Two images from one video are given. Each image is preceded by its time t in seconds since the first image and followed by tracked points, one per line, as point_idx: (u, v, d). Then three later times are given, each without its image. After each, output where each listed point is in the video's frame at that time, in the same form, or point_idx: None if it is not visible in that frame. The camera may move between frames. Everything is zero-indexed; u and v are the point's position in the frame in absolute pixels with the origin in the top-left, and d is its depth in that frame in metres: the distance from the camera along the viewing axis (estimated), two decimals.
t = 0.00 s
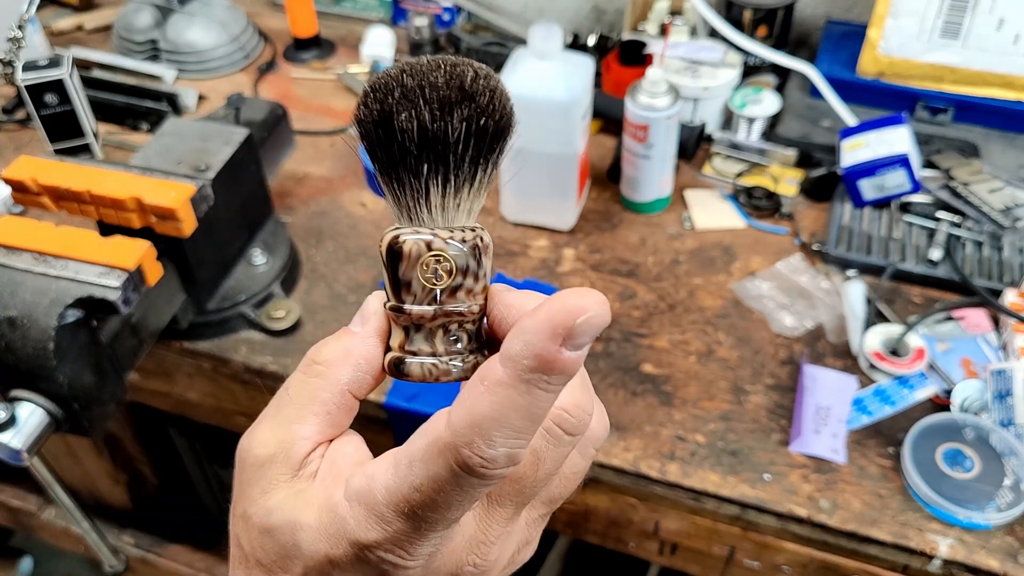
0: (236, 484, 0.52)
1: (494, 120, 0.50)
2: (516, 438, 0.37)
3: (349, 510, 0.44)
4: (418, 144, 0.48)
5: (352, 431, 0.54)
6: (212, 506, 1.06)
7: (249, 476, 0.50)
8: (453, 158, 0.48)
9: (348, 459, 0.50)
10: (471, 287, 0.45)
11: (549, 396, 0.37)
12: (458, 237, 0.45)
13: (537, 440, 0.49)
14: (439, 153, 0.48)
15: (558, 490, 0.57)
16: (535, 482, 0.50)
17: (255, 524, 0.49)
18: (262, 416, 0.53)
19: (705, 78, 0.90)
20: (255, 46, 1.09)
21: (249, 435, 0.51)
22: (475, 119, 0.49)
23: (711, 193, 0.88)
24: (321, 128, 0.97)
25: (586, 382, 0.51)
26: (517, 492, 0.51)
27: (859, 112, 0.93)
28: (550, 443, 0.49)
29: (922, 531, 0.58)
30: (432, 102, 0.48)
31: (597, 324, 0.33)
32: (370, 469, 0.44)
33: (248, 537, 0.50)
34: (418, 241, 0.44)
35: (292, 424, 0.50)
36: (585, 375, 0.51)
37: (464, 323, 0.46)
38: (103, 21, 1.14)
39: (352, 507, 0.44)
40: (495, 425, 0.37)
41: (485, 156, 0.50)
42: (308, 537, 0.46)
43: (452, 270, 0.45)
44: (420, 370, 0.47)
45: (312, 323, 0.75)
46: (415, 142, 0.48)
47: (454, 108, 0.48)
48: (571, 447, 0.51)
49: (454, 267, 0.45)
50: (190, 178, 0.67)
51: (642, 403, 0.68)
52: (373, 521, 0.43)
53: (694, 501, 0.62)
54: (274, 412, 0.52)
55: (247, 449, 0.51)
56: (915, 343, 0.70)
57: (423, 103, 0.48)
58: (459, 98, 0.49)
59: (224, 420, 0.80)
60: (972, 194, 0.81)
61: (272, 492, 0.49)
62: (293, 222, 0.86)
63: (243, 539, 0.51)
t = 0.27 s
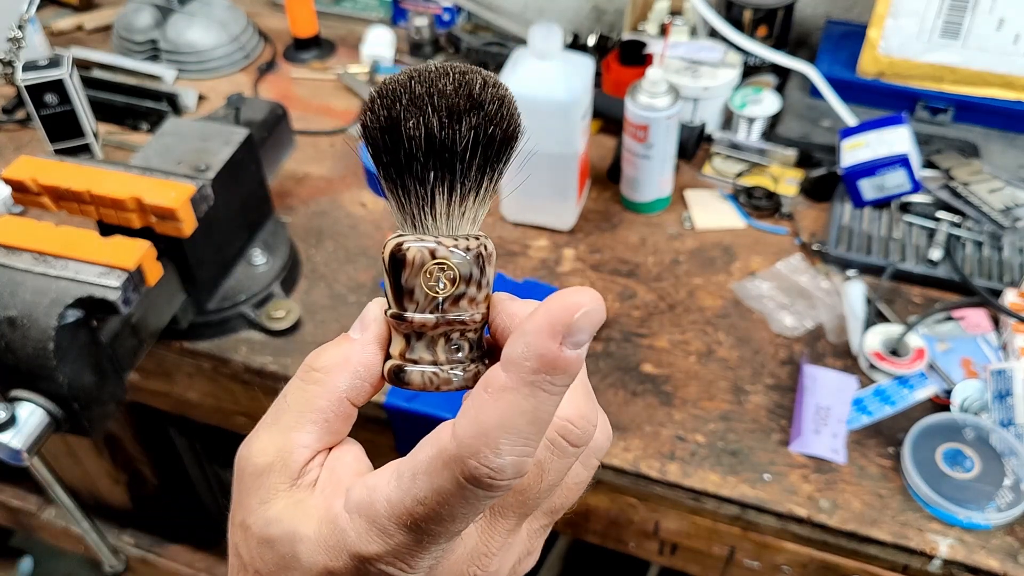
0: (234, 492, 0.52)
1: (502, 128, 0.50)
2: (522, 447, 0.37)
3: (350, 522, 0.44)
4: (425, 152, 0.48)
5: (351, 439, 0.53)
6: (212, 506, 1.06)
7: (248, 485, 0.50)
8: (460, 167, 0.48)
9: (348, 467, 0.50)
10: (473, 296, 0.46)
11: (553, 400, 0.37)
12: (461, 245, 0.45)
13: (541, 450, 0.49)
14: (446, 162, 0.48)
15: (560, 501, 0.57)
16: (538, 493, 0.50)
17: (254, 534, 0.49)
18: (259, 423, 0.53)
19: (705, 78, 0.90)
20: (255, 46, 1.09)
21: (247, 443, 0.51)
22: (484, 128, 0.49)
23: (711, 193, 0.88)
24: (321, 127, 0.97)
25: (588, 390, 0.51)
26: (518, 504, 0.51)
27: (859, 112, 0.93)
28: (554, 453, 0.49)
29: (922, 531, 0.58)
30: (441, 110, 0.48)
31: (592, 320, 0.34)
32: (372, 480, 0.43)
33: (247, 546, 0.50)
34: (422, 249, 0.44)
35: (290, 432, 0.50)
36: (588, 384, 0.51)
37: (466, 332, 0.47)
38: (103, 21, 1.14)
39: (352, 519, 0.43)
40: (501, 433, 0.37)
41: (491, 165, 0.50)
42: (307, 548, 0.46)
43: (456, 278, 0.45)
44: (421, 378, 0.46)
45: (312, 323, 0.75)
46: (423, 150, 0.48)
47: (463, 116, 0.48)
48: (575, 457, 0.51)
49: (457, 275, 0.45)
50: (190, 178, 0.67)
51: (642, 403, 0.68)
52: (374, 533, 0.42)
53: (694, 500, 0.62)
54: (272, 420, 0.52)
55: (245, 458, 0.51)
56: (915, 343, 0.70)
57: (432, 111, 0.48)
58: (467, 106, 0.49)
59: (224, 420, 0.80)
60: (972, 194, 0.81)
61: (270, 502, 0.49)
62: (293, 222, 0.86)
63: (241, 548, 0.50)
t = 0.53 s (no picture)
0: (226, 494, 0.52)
1: (495, 121, 0.50)
2: (515, 451, 0.37)
3: (342, 527, 0.44)
4: (417, 145, 0.48)
5: (344, 440, 0.53)
6: (212, 506, 1.06)
7: (239, 488, 0.50)
8: (453, 161, 0.48)
9: (340, 468, 0.50)
10: (468, 293, 0.46)
11: (545, 402, 0.37)
12: (455, 241, 0.45)
13: (538, 452, 0.49)
14: (438, 155, 0.48)
15: (558, 504, 0.57)
16: (535, 495, 0.50)
17: (247, 538, 0.49)
18: (250, 424, 0.53)
19: (705, 78, 0.90)
20: (255, 46, 1.09)
21: (238, 445, 0.51)
22: (477, 121, 0.48)
23: (711, 193, 0.88)
24: (321, 127, 0.97)
25: (586, 390, 0.51)
26: (515, 506, 0.50)
27: (859, 112, 0.93)
28: (550, 455, 0.49)
29: (922, 531, 0.58)
30: (433, 102, 0.48)
31: (585, 318, 0.34)
32: (364, 484, 0.43)
33: (239, 549, 0.50)
34: (414, 245, 0.44)
35: (281, 433, 0.50)
36: (586, 384, 0.51)
37: (460, 330, 0.47)
38: (103, 21, 1.14)
39: (343, 524, 0.43)
40: (493, 438, 0.36)
41: (484, 158, 0.50)
42: (298, 553, 0.46)
43: (450, 275, 0.45)
44: (414, 377, 0.46)
45: (312, 323, 0.75)
46: (415, 143, 0.48)
47: (455, 109, 0.48)
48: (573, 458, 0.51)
49: (451, 272, 0.45)
50: (191, 178, 0.67)
51: (642, 403, 0.68)
52: (366, 538, 0.42)
53: (694, 501, 0.62)
54: (262, 421, 0.52)
55: (236, 460, 0.51)
56: (915, 343, 0.71)
57: (424, 104, 0.48)
58: (461, 98, 0.49)
59: (224, 420, 0.80)
60: (972, 194, 0.81)
61: (262, 505, 0.49)
62: (293, 222, 0.86)
63: (235, 550, 0.51)
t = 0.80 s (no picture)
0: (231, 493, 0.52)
1: (503, 115, 0.49)
2: (530, 451, 0.38)
3: (351, 529, 0.44)
4: (423, 143, 0.48)
5: (352, 439, 0.54)
6: (211, 505, 1.06)
7: (245, 488, 0.50)
8: (460, 158, 0.48)
9: (347, 470, 0.50)
10: (476, 291, 0.46)
11: (559, 400, 0.38)
12: (463, 239, 0.45)
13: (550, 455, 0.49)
14: (444, 153, 0.48)
15: (567, 508, 0.57)
16: (546, 499, 0.50)
17: (254, 539, 0.49)
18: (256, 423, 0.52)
19: (705, 78, 0.90)
20: (255, 46, 1.09)
21: (245, 444, 0.51)
22: (483, 117, 0.48)
23: (711, 193, 0.88)
24: (321, 128, 0.97)
25: (596, 393, 0.51)
26: (527, 510, 0.50)
27: (859, 112, 0.93)
28: (562, 459, 0.49)
29: (922, 531, 0.58)
30: (439, 97, 0.47)
31: (593, 314, 0.36)
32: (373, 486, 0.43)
33: (246, 549, 0.50)
34: (423, 243, 0.44)
35: (288, 433, 0.50)
36: (597, 387, 0.51)
37: (469, 329, 0.46)
38: (103, 21, 1.14)
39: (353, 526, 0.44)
40: (507, 439, 0.37)
41: (492, 154, 0.49)
42: (306, 555, 0.46)
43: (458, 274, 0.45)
44: (422, 377, 0.46)
45: (312, 323, 0.75)
46: (421, 141, 0.47)
47: (461, 105, 0.47)
48: (583, 461, 0.51)
49: (459, 270, 0.45)
50: (190, 179, 0.67)
51: (642, 403, 0.68)
52: (377, 541, 0.42)
53: (694, 501, 0.62)
54: (268, 420, 0.51)
55: (242, 459, 0.50)
56: (915, 343, 0.70)
57: (429, 99, 0.47)
58: (467, 93, 0.48)
59: (224, 420, 0.80)
60: (972, 194, 0.81)
61: (269, 505, 0.49)
62: (293, 222, 0.86)
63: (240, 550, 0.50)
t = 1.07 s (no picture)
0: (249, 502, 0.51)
1: (530, 141, 0.50)
2: (555, 455, 0.39)
3: (375, 539, 0.44)
4: (453, 162, 0.48)
5: (369, 452, 0.53)
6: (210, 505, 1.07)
7: (263, 497, 0.49)
8: (487, 177, 0.48)
9: (368, 483, 0.50)
10: (496, 309, 0.46)
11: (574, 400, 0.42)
12: (486, 258, 0.45)
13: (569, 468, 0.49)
14: (473, 173, 0.48)
15: (581, 520, 0.58)
16: (564, 512, 0.51)
17: (274, 547, 0.48)
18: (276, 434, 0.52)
19: (705, 78, 0.90)
20: (255, 46, 1.09)
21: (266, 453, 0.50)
22: (512, 140, 0.49)
23: (711, 193, 0.88)
24: (321, 127, 0.97)
25: (613, 408, 0.52)
26: (545, 523, 0.51)
27: (859, 113, 0.93)
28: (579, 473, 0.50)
29: (922, 531, 0.58)
30: (470, 120, 0.48)
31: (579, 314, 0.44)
32: (399, 496, 0.44)
33: (265, 558, 0.49)
34: (447, 261, 0.45)
35: (309, 443, 0.50)
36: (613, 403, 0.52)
37: (488, 345, 0.46)
38: (103, 21, 1.14)
39: (377, 536, 0.44)
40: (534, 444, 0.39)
41: (518, 178, 0.50)
42: (327, 564, 0.45)
43: (481, 291, 0.45)
44: (442, 392, 0.46)
45: (312, 323, 0.75)
46: (450, 160, 0.48)
47: (491, 127, 0.48)
48: (600, 476, 0.52)
49: (482, 288, 0.45)
50: (191, 179, 0.67)
51: (642, 403, 0.68)
52: (401, 550, 0.43)
53: (694, 501, 0.62)
54: (290, 431, 0.51)
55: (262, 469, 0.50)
56: (914, 343, 0.70)
57: (461, 122, 0.48)
58: (497, 117, 0.49)
59: (224, 420, 0.80)
60: (972, 194, 0.81)
61: (291, 514, 0.48)
62: (293, 222, 0.86)
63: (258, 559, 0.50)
